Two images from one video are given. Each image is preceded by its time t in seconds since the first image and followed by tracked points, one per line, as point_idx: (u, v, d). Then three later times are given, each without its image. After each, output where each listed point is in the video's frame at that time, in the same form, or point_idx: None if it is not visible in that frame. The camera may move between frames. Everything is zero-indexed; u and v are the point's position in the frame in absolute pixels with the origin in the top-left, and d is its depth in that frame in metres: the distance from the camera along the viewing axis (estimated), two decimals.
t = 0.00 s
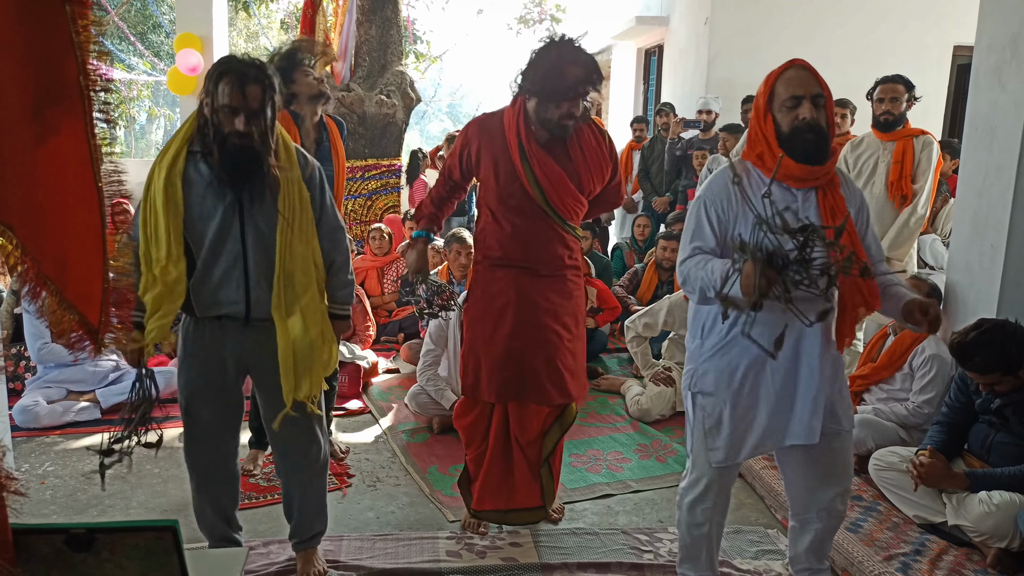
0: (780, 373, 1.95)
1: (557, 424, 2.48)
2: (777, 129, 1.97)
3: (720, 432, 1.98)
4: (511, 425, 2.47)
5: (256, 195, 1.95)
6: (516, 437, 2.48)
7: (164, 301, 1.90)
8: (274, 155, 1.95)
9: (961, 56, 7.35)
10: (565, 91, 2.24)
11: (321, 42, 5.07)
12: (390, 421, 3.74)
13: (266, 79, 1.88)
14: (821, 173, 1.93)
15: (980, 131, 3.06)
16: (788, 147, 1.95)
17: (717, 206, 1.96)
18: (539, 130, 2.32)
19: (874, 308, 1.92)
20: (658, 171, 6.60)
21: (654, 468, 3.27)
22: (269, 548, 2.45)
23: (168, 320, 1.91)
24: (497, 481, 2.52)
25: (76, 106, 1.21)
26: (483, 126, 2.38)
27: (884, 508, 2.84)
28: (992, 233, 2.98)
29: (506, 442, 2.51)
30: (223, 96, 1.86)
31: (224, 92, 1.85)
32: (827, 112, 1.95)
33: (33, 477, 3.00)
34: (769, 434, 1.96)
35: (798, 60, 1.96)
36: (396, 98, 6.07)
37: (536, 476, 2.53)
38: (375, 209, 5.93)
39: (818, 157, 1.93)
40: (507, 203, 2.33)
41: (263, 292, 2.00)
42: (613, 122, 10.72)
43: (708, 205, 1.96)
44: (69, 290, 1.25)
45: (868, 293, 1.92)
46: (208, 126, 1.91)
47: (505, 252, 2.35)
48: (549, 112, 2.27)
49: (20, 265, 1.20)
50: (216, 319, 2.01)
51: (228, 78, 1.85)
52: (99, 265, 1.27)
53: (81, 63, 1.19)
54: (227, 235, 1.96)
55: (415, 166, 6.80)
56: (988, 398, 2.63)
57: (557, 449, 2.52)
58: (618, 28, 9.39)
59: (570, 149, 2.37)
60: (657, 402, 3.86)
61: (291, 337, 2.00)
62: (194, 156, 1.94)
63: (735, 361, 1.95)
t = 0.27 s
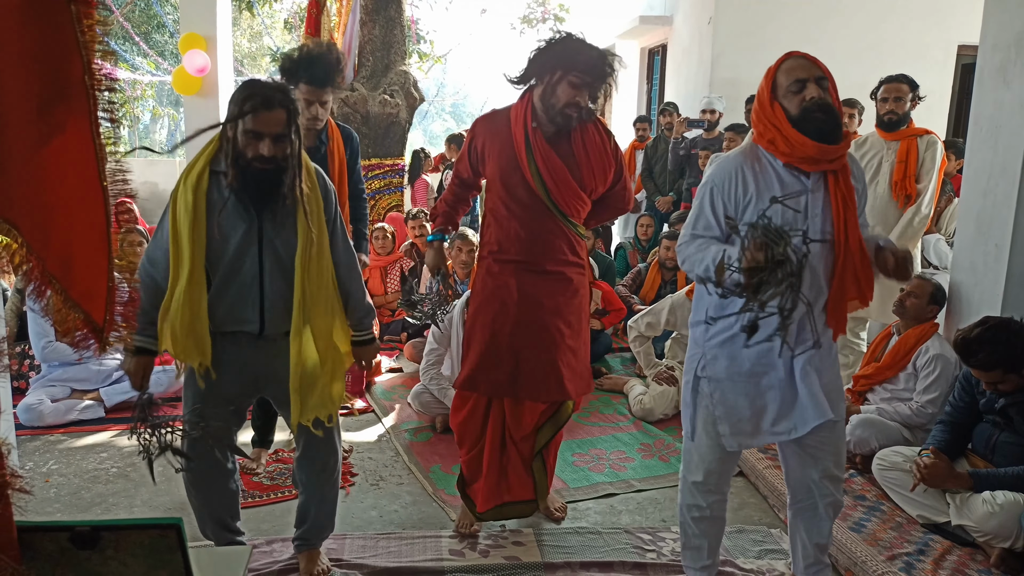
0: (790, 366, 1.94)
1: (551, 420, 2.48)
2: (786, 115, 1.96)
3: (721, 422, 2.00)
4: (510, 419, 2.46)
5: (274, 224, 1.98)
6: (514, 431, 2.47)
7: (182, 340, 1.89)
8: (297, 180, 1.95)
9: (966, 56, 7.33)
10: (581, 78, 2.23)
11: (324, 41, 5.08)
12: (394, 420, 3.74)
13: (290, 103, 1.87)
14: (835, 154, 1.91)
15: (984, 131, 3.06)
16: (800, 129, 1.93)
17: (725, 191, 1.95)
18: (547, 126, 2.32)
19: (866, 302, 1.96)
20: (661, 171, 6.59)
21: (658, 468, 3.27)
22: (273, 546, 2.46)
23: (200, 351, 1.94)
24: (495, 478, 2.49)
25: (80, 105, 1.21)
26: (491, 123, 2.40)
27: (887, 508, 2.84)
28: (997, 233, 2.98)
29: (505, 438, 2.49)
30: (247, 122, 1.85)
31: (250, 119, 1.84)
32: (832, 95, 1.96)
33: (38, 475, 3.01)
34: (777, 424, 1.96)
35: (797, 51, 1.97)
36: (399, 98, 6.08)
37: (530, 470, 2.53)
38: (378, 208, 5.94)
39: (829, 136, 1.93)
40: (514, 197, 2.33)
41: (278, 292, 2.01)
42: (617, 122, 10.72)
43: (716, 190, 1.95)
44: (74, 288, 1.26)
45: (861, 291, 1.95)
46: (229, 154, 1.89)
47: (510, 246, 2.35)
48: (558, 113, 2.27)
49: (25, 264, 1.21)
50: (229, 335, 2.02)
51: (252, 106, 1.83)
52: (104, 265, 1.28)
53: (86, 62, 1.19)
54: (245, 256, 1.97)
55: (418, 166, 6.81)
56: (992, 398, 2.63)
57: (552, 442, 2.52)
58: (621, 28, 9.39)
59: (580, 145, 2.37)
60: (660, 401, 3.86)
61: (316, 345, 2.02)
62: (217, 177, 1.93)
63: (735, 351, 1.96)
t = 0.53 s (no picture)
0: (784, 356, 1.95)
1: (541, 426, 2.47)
2: (783, 113, 1.97)
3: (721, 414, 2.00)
4: (501, 425, 2.45)
5: (286, 207, 1.99)
6: (505, 437, 2.46)
7: (200, 324, 1.91)
8: (304, 166, 1.99)
9: (965, 56, 7.34)
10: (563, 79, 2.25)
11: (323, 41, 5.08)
12: (392, 420, 3.74)
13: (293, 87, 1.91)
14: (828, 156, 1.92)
15: (983, 131, 3.06)
16: (793, 132, 1.95)
17: (715, 186, 2.00)
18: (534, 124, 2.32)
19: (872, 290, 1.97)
20: (661, 171, 6.60)
21: (656, 468, 3.27)
22: (271, 546, 2.45)
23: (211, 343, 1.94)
24: (487, 482, 2.47)
25: (80, 105, 1.21)
26: (479, 123, 2.39)
27: (886, 508, 2.84)
28: (995, 234, 2.98)
29: (496, 443, 2.47)
30: (252, 107, 1.89)
31: (252, 104, 1.88)
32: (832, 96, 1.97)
33: (36, 475, 3.01)
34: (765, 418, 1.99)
35: (801, 47, 1.97)
36: (399, 98, 6.07)
37: (527, 475, 2.50)
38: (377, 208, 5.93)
39: (824, 143, 1.94)
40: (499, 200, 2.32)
41: (287, 305, 2.02)
42: (616, 122, 10.72)
43: (707, 186, 2.01)
44: (73, 288, 1.25)
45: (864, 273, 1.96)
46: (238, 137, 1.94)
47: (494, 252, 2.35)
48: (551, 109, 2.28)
49: (24, 263, 1.21)
50: (236, 333, 2.02)
51: (257, 89, 1.88)
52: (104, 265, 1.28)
53: (85, 61, 1.19)
54: (253, 251, 1.97)
55: (416, 166, 6.81)
56: (990, 399, 2.63)
57: (545, 451, 2.51)
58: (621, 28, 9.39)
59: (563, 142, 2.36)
60: (658, 402, 3.85)
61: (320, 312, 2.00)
62: (226, 172, 1.96)
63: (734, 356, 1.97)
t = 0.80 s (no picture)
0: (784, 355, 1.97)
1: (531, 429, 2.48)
2: (775, 128, 1.97)
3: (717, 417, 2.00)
4: (490, 431, 2.45)
5: (285, 192, 1.99)
6: (493, 442, 2.45)
7: (199, 298, 1.93)
8: (302, 152, 1.99)
9: (962, 57, 7.35)
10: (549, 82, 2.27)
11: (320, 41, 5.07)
12: (390, 420, 3.74)
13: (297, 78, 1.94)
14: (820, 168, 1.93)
15: (980, 131, 3.06)
16: (785, 148, 1.95)
17: (710, 199, 1.99)
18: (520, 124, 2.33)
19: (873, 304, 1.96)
20: (658, 171, 6.60)
21: (654, 468, 3.28)
22: (269, 546, 2.45)
23: (211, 328, 1.95)
24: (478, 485, 2.46)
25: (77, 105, 1.21)
26: (462, 125, 2.35)
27: (883, 507, 2.85)
28: (992, 234, 2.99)
29: (486, 448, 2.47)
30: (256, 91, 1.91)
31: (256, 89, 1.91)
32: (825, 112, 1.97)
33: (33, 475, 3.00)
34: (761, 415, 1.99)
35: (797, 60, 1.96)
36: (396, 98, 6.06)
37: (515, 482, 2.50)
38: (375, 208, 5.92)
39: (814, 160, 1.94)
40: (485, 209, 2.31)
41: (280, 299, 2.01)
42: (614, 122, 10.73)
43: (701, 201, 2.00)
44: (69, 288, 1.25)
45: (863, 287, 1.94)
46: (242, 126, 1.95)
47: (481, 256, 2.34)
48: (535, 102, 2.29)
49: (20, 263, 1.21)
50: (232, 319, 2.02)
51: (258, 76, 1.90)
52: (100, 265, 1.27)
53: (81, 61, 1.19)
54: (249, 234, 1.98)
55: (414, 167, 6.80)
56: (988, 399, 2.63)
57: (534, 458, 2.52)
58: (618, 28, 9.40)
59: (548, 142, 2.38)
60: (656, 401, 3.86)
61: (331, 311, 2.05)
62: (226, 158, 1.98)
63: (735, 351, 1.97)
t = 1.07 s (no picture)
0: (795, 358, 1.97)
1: (538, 428, 2.45)
2: (779, 138, 1.98)
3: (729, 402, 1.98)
4: (501, 433, 2.43)
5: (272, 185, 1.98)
6: (506, 443, 2.44)
7: (192, 296, 1.94)
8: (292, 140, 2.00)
9: (967, 55, 7.34)
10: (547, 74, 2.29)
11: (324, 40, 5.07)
12: (395, 419, 3.74)
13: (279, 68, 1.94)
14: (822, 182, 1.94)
15: (985, 130, 3.05)
16: (787, 159, 1.97)
17: (723, 206, 1.98)
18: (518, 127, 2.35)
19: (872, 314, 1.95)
20: (663, 170, 6.59)
21: (658, 467, 3.27)
22: (274, 545, 2.46)
23: (201, 324, 1.96)
24: (485, 487, 2.45)
25: (81, 105, 1.21)
26: (455, 126, 2.33)
27: (888, 507, 2.84)
28: (998, 232, 2.97)
29: (497, 449, 2.45)
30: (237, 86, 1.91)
31: (240, 82, 1.91)
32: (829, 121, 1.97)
33: (39, 474, 3.01)
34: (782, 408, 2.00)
35: (803, 68, 1.95)
36: (401, 97, 6.07)
37: (523, 481, 2.49)
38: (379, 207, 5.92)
39: (816, 172, 1.95)
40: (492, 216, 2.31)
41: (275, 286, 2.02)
42: (618, 121, 10.72)
43: (712, 206, 1.99)
44: (76, 287, 1.25)
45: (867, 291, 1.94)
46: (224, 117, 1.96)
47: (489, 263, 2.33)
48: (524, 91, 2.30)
49: (26, 263, 1.21)
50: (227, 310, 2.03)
51: (239, 70, 1.91)
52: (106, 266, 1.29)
53: (87, 61, 1.19)
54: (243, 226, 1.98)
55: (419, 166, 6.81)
56: (993, 398, 2.63)
57: (541, 454, 2.49)
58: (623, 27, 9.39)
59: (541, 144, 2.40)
60: (661, 401, 3.85)
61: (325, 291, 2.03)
62: (213, 149, 1.98)
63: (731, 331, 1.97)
